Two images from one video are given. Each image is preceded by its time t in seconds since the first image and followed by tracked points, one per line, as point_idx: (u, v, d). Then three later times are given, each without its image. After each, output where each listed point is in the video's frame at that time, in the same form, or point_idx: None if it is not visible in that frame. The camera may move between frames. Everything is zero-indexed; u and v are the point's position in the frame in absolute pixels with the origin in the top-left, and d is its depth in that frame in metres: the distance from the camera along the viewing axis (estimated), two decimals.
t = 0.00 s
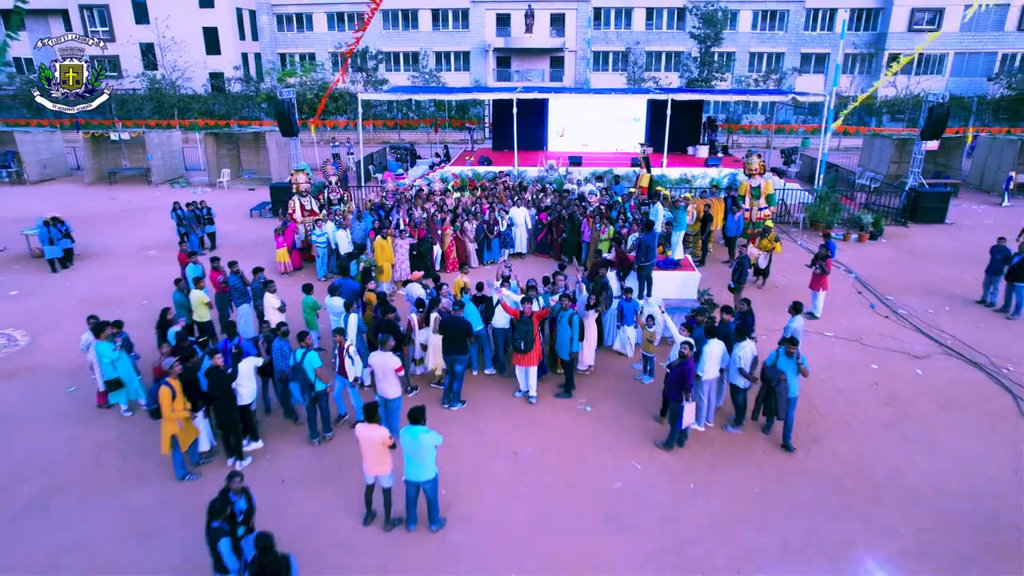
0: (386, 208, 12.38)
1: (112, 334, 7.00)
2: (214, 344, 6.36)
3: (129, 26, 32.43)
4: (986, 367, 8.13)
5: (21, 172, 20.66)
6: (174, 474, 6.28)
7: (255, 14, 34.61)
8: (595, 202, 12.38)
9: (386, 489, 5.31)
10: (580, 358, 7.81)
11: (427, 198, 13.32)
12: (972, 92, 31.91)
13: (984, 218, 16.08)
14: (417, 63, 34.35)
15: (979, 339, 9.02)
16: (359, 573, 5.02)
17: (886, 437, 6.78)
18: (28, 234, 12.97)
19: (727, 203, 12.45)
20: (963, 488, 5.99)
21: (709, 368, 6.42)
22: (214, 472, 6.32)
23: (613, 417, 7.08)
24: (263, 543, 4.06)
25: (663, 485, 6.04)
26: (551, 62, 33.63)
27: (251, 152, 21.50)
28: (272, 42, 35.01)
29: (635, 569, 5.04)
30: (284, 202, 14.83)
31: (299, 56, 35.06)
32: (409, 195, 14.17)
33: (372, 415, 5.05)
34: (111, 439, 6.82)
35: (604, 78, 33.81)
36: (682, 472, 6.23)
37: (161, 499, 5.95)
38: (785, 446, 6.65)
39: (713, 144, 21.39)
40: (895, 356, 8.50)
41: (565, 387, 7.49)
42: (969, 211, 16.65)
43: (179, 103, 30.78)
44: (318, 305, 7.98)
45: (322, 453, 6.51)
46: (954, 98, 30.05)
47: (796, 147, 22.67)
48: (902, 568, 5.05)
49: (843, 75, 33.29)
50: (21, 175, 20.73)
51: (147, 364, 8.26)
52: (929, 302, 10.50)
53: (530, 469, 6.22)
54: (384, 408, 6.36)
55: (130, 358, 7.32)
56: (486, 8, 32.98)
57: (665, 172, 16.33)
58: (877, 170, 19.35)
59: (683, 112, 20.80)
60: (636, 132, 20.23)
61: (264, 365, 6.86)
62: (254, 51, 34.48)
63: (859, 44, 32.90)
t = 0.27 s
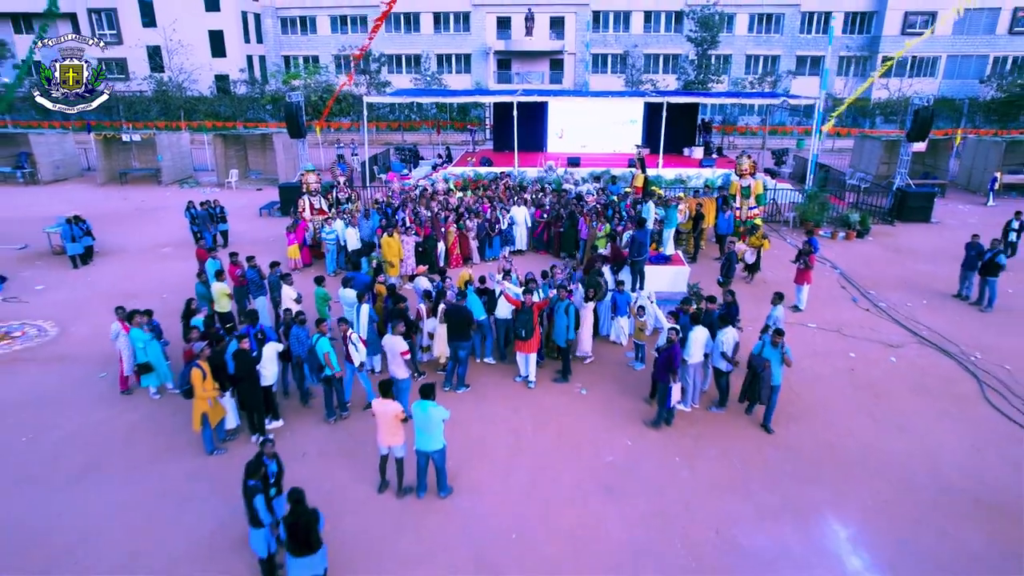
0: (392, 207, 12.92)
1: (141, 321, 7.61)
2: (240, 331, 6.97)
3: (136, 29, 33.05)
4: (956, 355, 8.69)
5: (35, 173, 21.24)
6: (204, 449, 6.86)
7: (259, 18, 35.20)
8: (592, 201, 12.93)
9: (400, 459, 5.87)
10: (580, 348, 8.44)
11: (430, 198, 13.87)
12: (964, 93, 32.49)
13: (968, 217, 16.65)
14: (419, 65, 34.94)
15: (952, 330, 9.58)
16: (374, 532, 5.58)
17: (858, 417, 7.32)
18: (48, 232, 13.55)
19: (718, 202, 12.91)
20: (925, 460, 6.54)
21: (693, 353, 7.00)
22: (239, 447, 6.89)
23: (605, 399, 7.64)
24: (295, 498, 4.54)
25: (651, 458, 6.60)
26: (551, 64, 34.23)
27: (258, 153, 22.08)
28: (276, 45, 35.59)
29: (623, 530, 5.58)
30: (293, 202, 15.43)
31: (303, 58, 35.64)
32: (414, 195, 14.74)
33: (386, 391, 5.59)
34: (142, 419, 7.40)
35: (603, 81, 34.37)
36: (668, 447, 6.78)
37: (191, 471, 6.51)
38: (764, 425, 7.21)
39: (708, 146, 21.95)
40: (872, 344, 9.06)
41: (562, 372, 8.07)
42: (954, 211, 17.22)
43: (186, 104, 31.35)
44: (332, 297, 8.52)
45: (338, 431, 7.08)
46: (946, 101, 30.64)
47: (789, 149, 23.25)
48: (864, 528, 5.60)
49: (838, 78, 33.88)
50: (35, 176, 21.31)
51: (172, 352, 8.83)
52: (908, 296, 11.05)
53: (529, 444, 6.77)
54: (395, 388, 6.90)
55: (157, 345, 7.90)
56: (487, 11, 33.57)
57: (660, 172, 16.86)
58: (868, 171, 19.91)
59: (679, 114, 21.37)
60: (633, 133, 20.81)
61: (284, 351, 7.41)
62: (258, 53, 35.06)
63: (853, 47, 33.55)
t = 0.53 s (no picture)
0: (398, 210, 13.57)
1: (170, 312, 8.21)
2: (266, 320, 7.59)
3: (145, 37, 33.82)
4: (925, 346, 9.35)
5: (50, 177, 21.93)
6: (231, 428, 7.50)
7: (265, 25, 35.95)
8: (589, 203, 13.57)
9: (412, 434, 6.52)
10: (579, 338, 9.05)
11: (434, 201, 14.52)
12: (955, 99, 33.17)
13: (951, 219, 17.31)
14: (421, 71, 35.65)
15: (924, 324, 10.24)
16: (389, 497, 6.24)
17: (831, 400, 7.97)
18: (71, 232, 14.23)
19: (708, 204, 13.52)
20: (888, 437, 7.18)
21: (679, 342, 7.65)
22: (263, 427, 7.54)
23: (598, 384, 8.29)
24: (323, 461, 5.16)
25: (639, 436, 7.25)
26: (550, 70, 34.98)
27: (266, 157, 22.77)
28: (281, 51, 36.32)
29: (611, 496, 6.23)
30: (303, 204, 16.09)
31: (307, 64, 36.38)
32: (418, 198, 15.41)
33: (400, 372, 6.25)
34: (173, 401, 8.06)
35: (601, 86, 35.07)
36: (655, 426, 7.43)
37: (221, 446, 7.16)
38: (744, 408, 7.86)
39: (703, 151, 22.63)
40: (848, 336, 9.71)
41: (559, 360, 8.72)
42: (938, 213, 17.88)
43: (193, 110, 32.05)
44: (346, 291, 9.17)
45: (353, 413, 7.74)
46: (937, 107, 31.33)
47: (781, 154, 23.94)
48: (828, 494, 6.23)
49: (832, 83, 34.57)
50: (51, 179, 22.00)
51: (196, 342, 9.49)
52: (887, 293, 11.70)
53: (527, 424, 7.43)
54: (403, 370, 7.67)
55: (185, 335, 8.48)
56: (488, 18, 34.29)
57: (655, 176, 17.51)
58: (856, 175, 20.57)
59: (674, 120, 22.05)
60: (629, 139, 21.48)
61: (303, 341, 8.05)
62: (264, 59, 35.79)
63: (846, 53, 34.29)
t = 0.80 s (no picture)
0: (404, 214, 14.20)
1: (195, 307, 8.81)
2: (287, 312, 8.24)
3: (154, 45, 34.61)
4: (899, 340, 10.00)
5: (65, 181, 22.60)
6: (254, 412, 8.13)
7: (270, 33, 36.70)
8: (586, 207, 14.21)
9: (422, 416, 7.16)
10: (575, 334, 9.63)
11: (438, 206, 15.15)
12: (946, 106, 33.90)
13: (935, 223, 17.97)
14: (423, 78, 36.39)
15: (900, 320, 10.89)
16: (401, 471, 6.88)
17: (808, 388, 8.60)
18: (91, 234, 14.88)
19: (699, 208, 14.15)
20: (859, 420, 7.81)
21: (667, 333, 8.30)
22: (284, 411, 8.17)
23: (593, 374, 8.94)
24: (345, 433, 5.78)
25: (630, 419, 7.88)
26: (550, 78, 35.74)
27: (274, 163, 23.46)
28: (286, 58, 37.06)
29: (603, 471, 6.85)
30: (311, 208, 16.75)
31: (312, 71, 37.12)
32: (423, 202, 16.07)
33: (411, 358, 6.90)
34: (199, 389, 8.69)
35: (599, 93, 35.80)
36: (644, 411, 8.07)
37: (246, 428, 7.80)
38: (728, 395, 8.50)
39: (697, 157, 23.31)
40: (828, 331, 10.36)
41: (556, 353, 9.35)
42: (923, 217, 18.55)
43: (200, 116, 32.74)
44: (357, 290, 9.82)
45: (366, 399, 8.38)
46: (928, 114, 32.05)
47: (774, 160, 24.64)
48: (800, 469, 6.86)
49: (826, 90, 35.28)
50: (65, 184, 22.67)
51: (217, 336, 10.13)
52: (868, 292, 12.33)
53: (527, 409, 8.06)
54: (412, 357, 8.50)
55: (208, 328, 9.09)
56: (488, 27, 35.04)
57: (651, 181, 18.15)
58: (846, 180, 21.24)
59: (669, 127, 22.75)
60: (626, 145, 22.17)
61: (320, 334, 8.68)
62: (270, 67, 36.55)
63: (839, 61, 35.04)
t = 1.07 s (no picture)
0: (409, 216, 14.76)
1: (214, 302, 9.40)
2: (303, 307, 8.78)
3: (162, 52, 35.34)
4: (879, 336, 10.56)
5: (77, 186, 23.23)
6: (272, 401, 8.66)
7: (275, 39, 37.35)
8: (584, 211, 14.79)
9: (430, 403, 7.71)
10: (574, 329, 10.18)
11: (441, 209, 15.70)
12: (938, 111, 34.53)
13: (923, 225, 18.54)
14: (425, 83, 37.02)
15: (882, 318, 11.45)
16: (410, 453, 7.43)
17: (790, 380, 9.16)
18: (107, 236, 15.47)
19: (693, 211, 14.73)
20: (836, 409, 8.36)
21: (658, 327, 8.86)
22: (300, 400, 8.73)
23: (589, 367, 9.49)
24: (359, 415, 6.33)
25: (623, 408, 8.43)
26: (550, 84, 36.41)
27: (280, 167, 24.06)
28: (290, 64, 37.71)
29: (597, 453, 7.40)
30: (319, 211, 17.34)
31: (316, 77, 37.79)
32: (426, 205, 16.65)
33: (419, 348, 7.46)
34: (219, 380, 9.25)
35: (598, 99, 36.44)
36: (636, 400, 8.63)
37: (264, 415, 8.34)
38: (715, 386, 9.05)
39: (693, 161, 23.89)
40: (812, 327, 10.92)
41: (554, 346, 9.90)
42: (911, 220, 19.12)
43: (206, 122, 33.38)
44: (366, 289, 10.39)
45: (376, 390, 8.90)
46: (921, 120, 32.65)
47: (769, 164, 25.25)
48: (779, 451, 7.41)
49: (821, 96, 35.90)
50: (77, 188, 23.30)
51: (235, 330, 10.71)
52: (854, 291, 12.86)
53: (527, 398, 8.61)
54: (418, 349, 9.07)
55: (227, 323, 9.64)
56: (489, 33, 35.70)
57: (647, 185, 18.71)
58: (837, 184, 21.80)
59: (665, 132, 23.39)
60: (624, 150, 22.76)
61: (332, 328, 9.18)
62: (274, 73, 37.17)
63: (834, 67, 35.66)
